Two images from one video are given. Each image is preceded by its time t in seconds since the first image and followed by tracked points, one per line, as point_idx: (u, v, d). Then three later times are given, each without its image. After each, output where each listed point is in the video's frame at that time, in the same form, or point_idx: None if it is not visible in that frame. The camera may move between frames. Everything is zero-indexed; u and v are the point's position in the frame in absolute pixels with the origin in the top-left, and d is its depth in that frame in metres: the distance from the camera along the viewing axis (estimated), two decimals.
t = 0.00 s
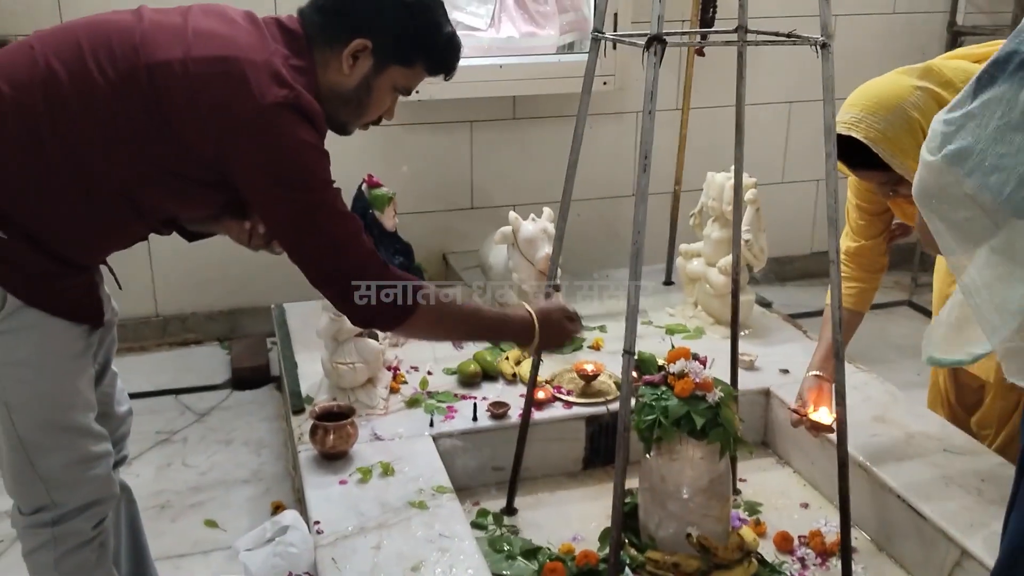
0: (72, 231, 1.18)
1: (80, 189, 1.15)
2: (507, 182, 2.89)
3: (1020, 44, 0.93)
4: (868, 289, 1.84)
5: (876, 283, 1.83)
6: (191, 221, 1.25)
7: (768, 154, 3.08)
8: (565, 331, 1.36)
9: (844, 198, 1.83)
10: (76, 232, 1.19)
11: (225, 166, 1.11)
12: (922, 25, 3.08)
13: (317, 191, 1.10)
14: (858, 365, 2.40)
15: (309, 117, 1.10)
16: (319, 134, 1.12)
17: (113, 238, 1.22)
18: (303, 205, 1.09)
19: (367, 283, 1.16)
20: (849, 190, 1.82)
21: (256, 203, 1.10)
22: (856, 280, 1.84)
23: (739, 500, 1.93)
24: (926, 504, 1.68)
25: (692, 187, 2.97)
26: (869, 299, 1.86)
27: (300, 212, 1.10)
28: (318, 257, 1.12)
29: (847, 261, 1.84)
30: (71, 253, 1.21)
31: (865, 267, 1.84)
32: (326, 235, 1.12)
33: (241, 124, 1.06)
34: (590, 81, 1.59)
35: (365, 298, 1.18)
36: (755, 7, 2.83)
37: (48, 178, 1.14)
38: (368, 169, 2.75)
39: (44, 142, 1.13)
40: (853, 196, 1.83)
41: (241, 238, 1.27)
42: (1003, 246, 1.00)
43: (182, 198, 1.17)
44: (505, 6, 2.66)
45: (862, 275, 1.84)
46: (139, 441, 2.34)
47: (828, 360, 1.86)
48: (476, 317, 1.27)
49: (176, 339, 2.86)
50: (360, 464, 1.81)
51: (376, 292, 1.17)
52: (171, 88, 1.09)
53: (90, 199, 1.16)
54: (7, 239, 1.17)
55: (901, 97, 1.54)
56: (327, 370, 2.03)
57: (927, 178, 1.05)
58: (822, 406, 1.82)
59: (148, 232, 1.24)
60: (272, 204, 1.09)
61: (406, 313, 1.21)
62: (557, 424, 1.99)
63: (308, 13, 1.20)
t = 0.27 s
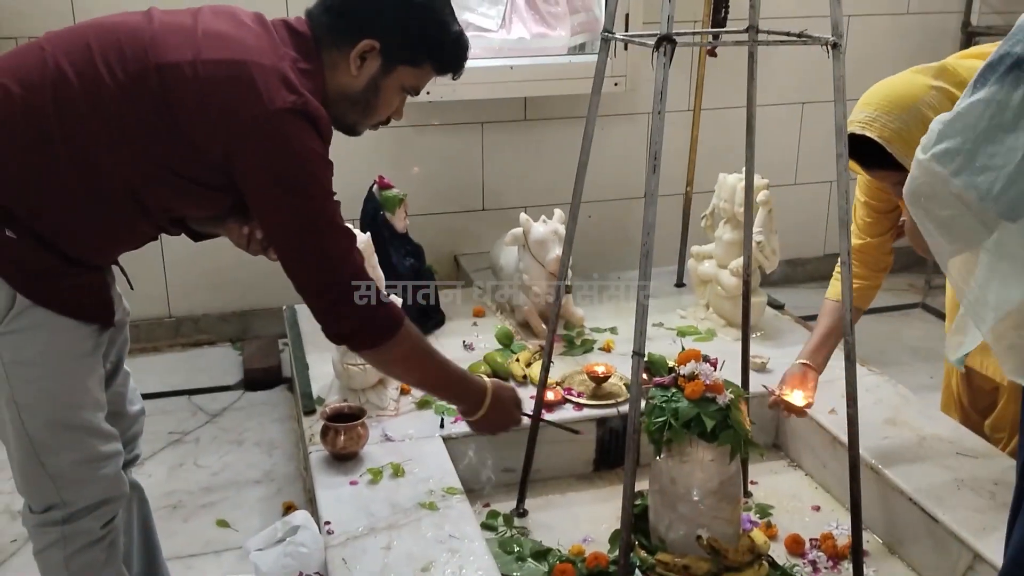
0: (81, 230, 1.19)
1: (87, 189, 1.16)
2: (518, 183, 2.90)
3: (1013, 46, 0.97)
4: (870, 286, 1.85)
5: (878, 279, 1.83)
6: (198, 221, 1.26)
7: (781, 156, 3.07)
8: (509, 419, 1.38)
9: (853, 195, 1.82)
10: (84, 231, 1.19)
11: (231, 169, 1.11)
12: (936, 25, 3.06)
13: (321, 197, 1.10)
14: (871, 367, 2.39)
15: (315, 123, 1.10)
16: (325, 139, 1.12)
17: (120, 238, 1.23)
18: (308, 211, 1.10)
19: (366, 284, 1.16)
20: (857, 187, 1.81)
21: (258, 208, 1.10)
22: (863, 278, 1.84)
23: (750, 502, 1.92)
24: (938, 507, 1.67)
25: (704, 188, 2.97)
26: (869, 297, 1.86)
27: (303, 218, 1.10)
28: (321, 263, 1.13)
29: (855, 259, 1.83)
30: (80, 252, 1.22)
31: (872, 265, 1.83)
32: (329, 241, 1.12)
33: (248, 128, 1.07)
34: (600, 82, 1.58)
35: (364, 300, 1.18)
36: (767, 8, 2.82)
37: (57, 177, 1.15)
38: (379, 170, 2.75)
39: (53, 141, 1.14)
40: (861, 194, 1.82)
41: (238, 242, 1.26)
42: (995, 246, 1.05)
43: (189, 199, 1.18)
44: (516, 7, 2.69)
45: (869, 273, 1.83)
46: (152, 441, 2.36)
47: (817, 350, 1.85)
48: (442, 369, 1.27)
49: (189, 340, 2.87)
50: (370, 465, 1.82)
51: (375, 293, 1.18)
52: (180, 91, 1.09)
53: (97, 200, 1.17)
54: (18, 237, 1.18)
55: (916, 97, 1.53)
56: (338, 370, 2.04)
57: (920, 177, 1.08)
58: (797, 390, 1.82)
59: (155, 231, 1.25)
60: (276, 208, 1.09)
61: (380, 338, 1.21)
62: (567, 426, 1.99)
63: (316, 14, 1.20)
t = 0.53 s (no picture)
0: (90, 229, 1.20)
1: (96, 188, 1.16)
2: (527, 179, 2.89)
3: None
4: (879, 282, 1.84)
5: (888, 276, 1.83)
6: (206, 219, 1.26)
7: (790, 150, 3.06)
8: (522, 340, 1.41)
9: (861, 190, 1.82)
10: (92, 228, 1.20)
11: (238, 169, 1.11)
12: (947, 19, 3.04)
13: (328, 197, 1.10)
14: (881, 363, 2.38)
15: (322, 124, 1.10)
16: (332, 140, 1.12)
17: (130, 236, 1.23)
18: (315, 211, 1.10)
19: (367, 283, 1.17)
20: (866, 184, 1.80)
21: (264, 208, 1.10)
22: (870, 275, 1.83)
23: (760, 498, 1.92)
24: (948, 503, 1.66)
25: (713, 183, 2.96)
26: (877, 293, 1.85)
27: (310, 218, 1.10)
28: (328, 263, 1.13)
29: (864, 256, 1.82)
30: (89, 251, 1.23)
31: (881, 262, 1.82)
32: (335, 242, 1.13)
33: (254, 129, 1.07)
34: (609, 77, 1.58)
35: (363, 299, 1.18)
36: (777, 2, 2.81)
37: (66, 175, 1.16)
38: (388, 166, 2.75)
39: (62, 140, 1.14)
40: (870, 189, 1.81)
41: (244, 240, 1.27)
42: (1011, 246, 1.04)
43: (196, 197, 1.18)
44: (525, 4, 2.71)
45: (877, 270, 1.83)
46: (162, 436, 2.37)
47: (819, 352, 1.83)
48: (454, 322, 1.30)
49: (199, 335, 2.89)
50: (380, 461, 1.82)
51: (375, 292, 1.18)
52: (187, 90, 1.10)
53: (105, 198, 1.17)
54: (29, 236, 1.19)
55: (925, 95, 1.53)
56: (347, 366, 2.04)
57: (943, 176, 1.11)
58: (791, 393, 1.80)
59: (164, 229, 1.26)
60: (283, 208, 1.09)
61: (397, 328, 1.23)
62: (576, 422, 1.99)
63: (325, 16, 1.20)
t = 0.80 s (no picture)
0: (105, 224, 1.21)
1: (110, 182, 1.18)
2: (538, 178, 2.90)
3: None
4: (896, 285, 1.83)
5: (904, 280, 1.82)
6: (219, 214, 1.27)
7: (801, 150, 3.06)
8: (581, 341, 1.38)
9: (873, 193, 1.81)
10: (107, 222, 1.21)
11: (252, 161, 1.12)
12: (959, 17, 3.03)
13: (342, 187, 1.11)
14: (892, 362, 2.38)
15: (334, 114, 1.11)
16: (344, 130, 1.13)
17: (144, 231, 1.25)
18: (327, 202, 1.11)
19: (367, 283, 1.17)
20: (878, 185, 1.80)
21: (280, 199, 1.11)
22: (884, 277, 1.82)
23: (770, 496, 1.92)
24: (960, 501, 1.66)
25: (724, 182, 2.96)
26: (894, 297, 1.85)
27: (324, 207, 1.11)
28: (342, 254, 1.14)
29: (876, 257, 1.82)
30: (104, 246, 1.24)
31: (894, 264, 1.82)
32: (348, 231, 1.13)
33: (268, 120, 1.08)
34: (620, 76, 1.58)
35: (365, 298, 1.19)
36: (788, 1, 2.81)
37: (81, 170, 1.17)
38: (399, 165, 2.76)
39: (76, 135, 1.15)
40: (882, 191, 1.81)
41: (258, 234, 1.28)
42: None
43: (210, 190, 1.19)
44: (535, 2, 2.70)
45: (890, 272, 1.82)
46: (175, 434, 2.38)
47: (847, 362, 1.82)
48: (493, 321, 1.29)
49: (211, 334, 2.90)
50: (391, 458, 1.83)
51: (376, 292, 1.18)
52: (199, 83, 1.10)
53: (120, 192, 1.18)
54: (44, 232, 1.20)
55: (936, 96, 1.53)
56: (359, 364, 2.05)
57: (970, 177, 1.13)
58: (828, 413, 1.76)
59: (179, 223, 1.27)
60: (297, 197, 1.10)
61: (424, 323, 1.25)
62: (587, 420, 1.99)
63: (334, 7, 1.21)
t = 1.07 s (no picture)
0: (113, 218, 1.22)
1: (120, 176, 1.18)
2: (544, 173, 2.90)
3: None
4: (906, 282, 1.83)
5: (914, 275, 1.81)
6: (227, 210, 1.28)
7: (808, 145, 3.05)
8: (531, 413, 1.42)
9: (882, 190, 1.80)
10: (116, 215, 1.21)
11: (260, 158, 1.13)
12: (967, 12, 3.02)
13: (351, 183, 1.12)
14: (899, 357, 2.38)
15: (344, 111, 1.12)
16: (353, 126, 1.14)
17: (152, 226, 1.25)
18: (335, 201, 1.11)
19: (366, 283, 1.17)
20: (886, 182, 1.80)
21: (288, 196, 1.12)
22: (893, 273, 1.82)
23: (777, 491, 1.92)
24: (966, 496, 1.66)
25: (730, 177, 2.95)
26: (906, 293, 1.84)
27: (333, 203, 1.11)
28: (349, 251, 1.15)
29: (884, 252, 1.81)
30: (113, 240, 1.25)
31: (903, 260, 1.81)
32: (356, 228, 1.14)
33: (278, 116, 1.08)
34: (627, 70, 1.59)
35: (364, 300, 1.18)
36: None
37: (91, 164, 1.17)
38: (405, 160, 2.77)
39: (86, 130, 1.16)
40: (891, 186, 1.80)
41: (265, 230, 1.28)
42: None
43: (219, 185, 1.19)
44: None
45: (899, 268, 1.82)
46: (182, 428, 2.39)
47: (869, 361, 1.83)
48: (467, 356, 1.30)
49: (218, 329, 2.91)
50: (398, 452, 1.83)
51: (375, 292, 1.18)
52: (208, 80, 1.11)
53: (131, 186, 1.19)
54: (53, 225, 1.21)
55: (944, 93, 1.53)
56: (366, 359, 2.06)
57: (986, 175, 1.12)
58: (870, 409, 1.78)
59: (186, 219, 1.28)
60: (306, 193, 1.10)
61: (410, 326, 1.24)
62: (593, 415, 2.00)
63: (342, 3, 1.21)
